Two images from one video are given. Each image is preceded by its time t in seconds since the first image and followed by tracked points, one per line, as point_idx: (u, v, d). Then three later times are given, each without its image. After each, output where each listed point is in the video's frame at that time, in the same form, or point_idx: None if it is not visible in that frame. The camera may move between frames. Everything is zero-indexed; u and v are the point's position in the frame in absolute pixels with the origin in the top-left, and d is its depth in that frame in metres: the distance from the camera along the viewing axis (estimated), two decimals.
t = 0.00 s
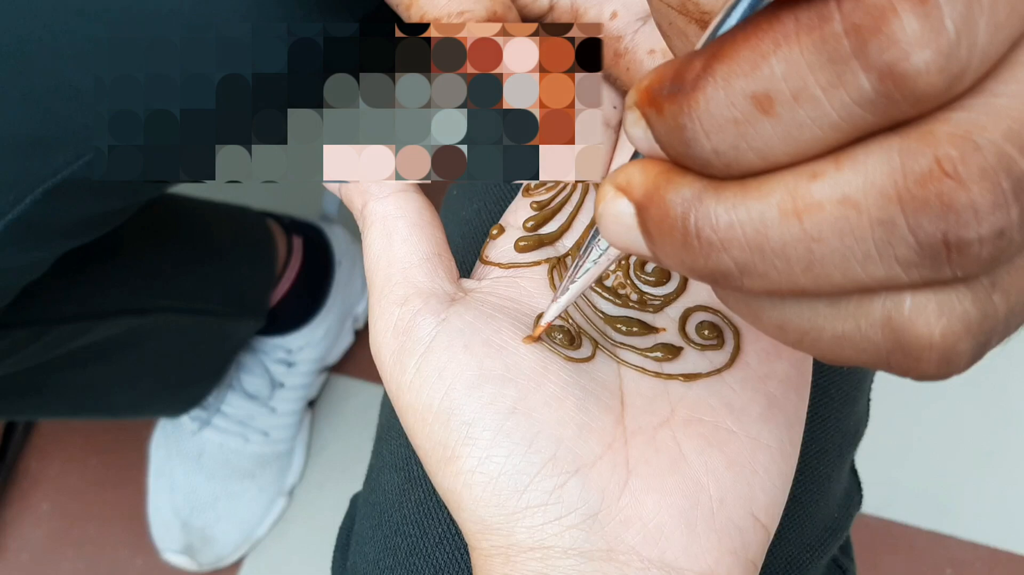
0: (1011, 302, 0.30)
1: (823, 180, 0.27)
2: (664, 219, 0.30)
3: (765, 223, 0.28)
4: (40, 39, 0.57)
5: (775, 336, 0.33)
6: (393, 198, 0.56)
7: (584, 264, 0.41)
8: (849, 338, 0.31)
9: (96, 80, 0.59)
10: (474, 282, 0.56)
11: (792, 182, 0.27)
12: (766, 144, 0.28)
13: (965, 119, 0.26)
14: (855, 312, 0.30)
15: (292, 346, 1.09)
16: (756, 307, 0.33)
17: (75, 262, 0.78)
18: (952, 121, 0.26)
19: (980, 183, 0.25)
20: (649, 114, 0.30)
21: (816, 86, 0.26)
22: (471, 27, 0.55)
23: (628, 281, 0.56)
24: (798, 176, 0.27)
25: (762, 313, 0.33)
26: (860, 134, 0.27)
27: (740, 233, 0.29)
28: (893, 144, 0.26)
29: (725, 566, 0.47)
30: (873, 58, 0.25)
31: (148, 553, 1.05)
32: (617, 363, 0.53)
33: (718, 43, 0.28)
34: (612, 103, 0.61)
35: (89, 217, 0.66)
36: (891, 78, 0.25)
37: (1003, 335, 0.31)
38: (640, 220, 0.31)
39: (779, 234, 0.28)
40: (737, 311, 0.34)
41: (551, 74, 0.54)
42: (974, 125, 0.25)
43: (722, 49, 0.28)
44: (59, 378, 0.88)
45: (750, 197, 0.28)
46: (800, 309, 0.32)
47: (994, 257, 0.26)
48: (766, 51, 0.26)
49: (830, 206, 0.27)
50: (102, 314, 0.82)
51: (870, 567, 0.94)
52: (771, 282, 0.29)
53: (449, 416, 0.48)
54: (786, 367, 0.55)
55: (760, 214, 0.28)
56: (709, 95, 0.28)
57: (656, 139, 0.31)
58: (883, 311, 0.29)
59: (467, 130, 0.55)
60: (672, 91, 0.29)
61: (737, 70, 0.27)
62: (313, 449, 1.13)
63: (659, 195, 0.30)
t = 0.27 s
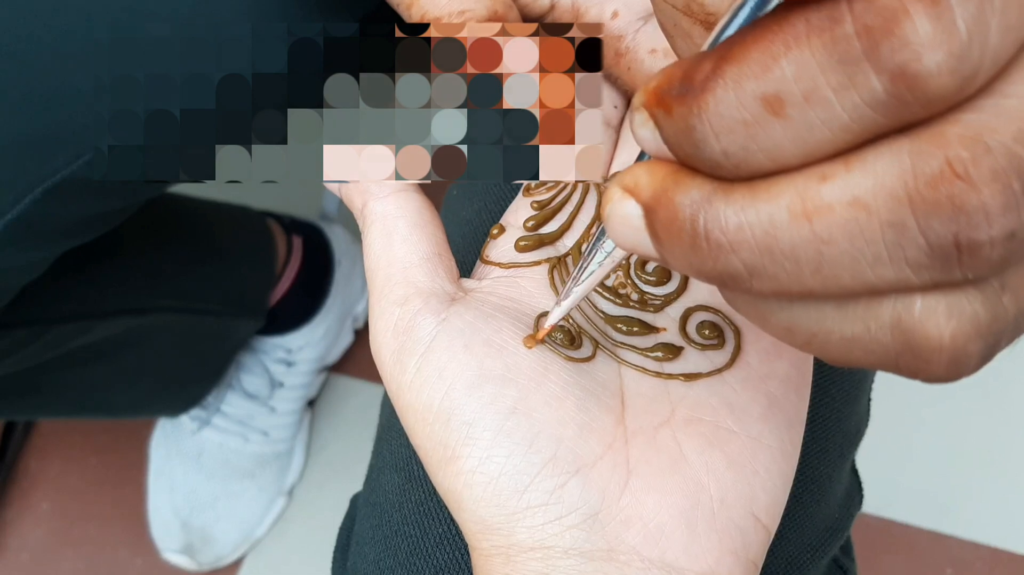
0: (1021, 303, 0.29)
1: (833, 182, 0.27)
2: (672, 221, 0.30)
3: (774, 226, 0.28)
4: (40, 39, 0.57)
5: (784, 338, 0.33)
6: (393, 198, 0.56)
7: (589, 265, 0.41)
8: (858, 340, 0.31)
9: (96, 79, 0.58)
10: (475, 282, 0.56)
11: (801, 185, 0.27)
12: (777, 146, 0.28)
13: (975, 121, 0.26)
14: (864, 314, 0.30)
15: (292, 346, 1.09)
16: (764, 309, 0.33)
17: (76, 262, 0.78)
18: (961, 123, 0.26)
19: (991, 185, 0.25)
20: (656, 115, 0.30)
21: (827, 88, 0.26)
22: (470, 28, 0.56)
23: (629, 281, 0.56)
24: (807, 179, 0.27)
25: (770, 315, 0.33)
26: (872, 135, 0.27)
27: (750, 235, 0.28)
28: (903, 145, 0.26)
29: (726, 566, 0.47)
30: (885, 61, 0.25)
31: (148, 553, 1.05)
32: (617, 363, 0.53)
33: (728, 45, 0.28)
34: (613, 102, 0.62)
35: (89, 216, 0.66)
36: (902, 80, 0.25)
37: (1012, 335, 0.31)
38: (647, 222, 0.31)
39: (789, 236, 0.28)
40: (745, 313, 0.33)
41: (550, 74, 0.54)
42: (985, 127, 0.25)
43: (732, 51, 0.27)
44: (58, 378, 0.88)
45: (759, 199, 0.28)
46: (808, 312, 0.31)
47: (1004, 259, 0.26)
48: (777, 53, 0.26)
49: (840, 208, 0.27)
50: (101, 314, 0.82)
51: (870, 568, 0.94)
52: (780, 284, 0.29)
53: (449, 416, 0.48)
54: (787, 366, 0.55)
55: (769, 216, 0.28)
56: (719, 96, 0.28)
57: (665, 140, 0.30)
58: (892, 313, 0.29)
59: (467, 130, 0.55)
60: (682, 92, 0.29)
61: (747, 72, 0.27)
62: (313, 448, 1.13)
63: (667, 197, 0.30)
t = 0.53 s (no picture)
0: None
1: (839, 191, 0.27)
2: (678, 229, 0.30)
3: (779, 234, 0.28)
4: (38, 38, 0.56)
5: (788, 345, 0.33)
6: (391, 199, 0.55)
7: (594, 270, 0.41)
8: (863, 349, 0.31)
9: (95, 80, 0.58)
10: (473, 284, 0.56)
11: (806, 194, 0.27)
12: (783, 155, 0.27)
13: (982, 130, 0.26)
14: (869, 321, 0.30)
15: (291, 346, 1.09)
16: (768, 316, 0.33)
17: (74, 262, 0.78)
18: (967, 133, 0.26)
19: (997, 196, 0.25)
20: (661, 123, 0.29)
21: (833, 98, 0.26)
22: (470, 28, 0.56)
23: (628, 282, 0.56)
24: (813, 187, 0.27)
25: (774, 322, 0.33)
26: (877, 144, 0.27)
27: (755, 244, 0.28)
28: (908, 154, 0.26)
29: (725, 567, 0.47)
30: (890, 71, 0.25)
31: (147, 552, 1.05)
32: (617, 364, 0.53)
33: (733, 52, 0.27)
34: (613, 102, 0.64)
35: (88, 216, 0.66)
36: (908, 90, 0.25)
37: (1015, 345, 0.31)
38: (652, 230, 0.30)
39: (794, 245, 0.28)
40: (749, 320, 0.34)
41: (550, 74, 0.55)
42: (990, 137, 0.25)
43: (736, 59, 0.27)
44: (58, 378, 0.88)
45: (765, 208, 0.28)
46: (813, 320, 0.31)
47: (1010, 268, 0.26)
48: (782, 63, 0.26)
49: (846, 217, 0.27)
50: (102, 312, 0.82)
51: (868, 567, 0.93)
52: (786, 292, 0.29)
53: (448, 417, 0.48)
54: (787, 367, 0.55)
55: (775, 225, 0.28)
56: (724, 106, 0.27)
57: (669, 148, 0.30)
58: (897, 321, 0.30)
59: (467, 130, 0.55)
60: (687, 100, 0.28)
61: (752, 81, 0.27)
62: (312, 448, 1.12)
63: (673, 205, 0.30)
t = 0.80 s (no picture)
0: None
1: (850, 196, 0.27)
2: (685, 233, 0.30)
3: (789, 239, 0.28)
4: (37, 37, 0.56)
5: (795, 350, 0.33)
6: (388, 197, 0.55)
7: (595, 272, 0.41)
8: (872, 353, 0.31)
9: (96, 79, 0.58)
10: (471, 282, 0.56)
11: (818, 199, 0.27)
12: (793, 161, 0.27)
13: (997, 135, 0.25)
14: (877, 327, 0.30)
15: (290, 345, 1.09)
16: (775, 321, 0.33)
17: (73, 260, 0.78)
18: (980, 138, 0.25)
19: (1011, 201, 0.24)
20: (669, 124, 0.29)
21: (845, 103, 0.25)
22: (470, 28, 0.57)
23: (626, 280, 0.56)
24: (823, 193, 0.27)
25: (781, 326, 0.33)
26: (888, 149, 0.26)
27: (764, 248, 0.28)
28: (921, 160, 0.26)
29: (723, 566, 0.47)
30: (905, 77, 0.24)
31: (146, 551, 1.05)
32: (615, 362, 0.53)
33: (743, 55, 0.27)
34: (612, 101, 0.64)
35: (86, 215, 0.66)
36: (923, 95, 0.24)
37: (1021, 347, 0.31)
38: (659, 233, 0.30)
39: (804, 249, 0.27)
40: (756, 325, 0.33)
41: (551, 74, 0.55)
42: (1003, 142, 0.25)
43: (747, 63, 0.27)
44: (58, 377, 0.88)
45: (774, 213, 0.28)
46: (822, 324, 0.31)
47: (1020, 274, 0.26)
48: (794, 66, 0.26)
49: (857, 222, 0.26)
50: (101, 311, 0.82)
51: (869, 568, 0.91)
52: (794, 297, 0.29)
53: (445, 416, 0.48)
54: (785, 366, 0.55)
55: (785, 229, 0.28)
56: (735, 109, 0.27)
57: (678, 150, 0.30)
58: (906, 327, 0.29)
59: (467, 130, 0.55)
60: (695, 103, 0.28)
61: (763, 85, 0.26)
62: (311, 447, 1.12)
63: (680, 209, 0.30)
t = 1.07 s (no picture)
0: None
1: (848, 193, 0.26)
2: (684, 232, 0.30)
3: (788, 237, 0.28)
4: (37, 35, 0.56)
5: (796, 349, 0.33)
6: (388, 196, 0.55)
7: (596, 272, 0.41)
8: (873, 351, 0.30)
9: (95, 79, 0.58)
10: (471, 282, 0.56)
11: (815, 197, 0.27)
12: (791, 158, 0.27)
13: (996, 130, 0.25)
14: (878, 324, 0.30)
15: (290, 344, 1.09)
16: (776, 320, 0.32)
17: (73, 259, 0.79)
18: (979, 133, 0.25)
19: (1008, 196, 0.24)
20: (667, 123, 0.29)
21: (842, 100, 0.25)
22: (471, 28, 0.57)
23: (626, 279, 0.56)
24: (821, 190, 0.27)
25: (782, 325, 0.33)
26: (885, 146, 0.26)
27: (762, 247, 0.28)
28: (919, 156, 0.26)
29: (723, 565, 0.47)
30: (901, 73, 0.24)
31: (146, 551, 1.05)
32: (615, 362, 0.53)
33: (740, 53, 0.27)
34: (611, 100, 0.64)
35: (84, 214, 0.66)
36: (920, 93, 0.24)
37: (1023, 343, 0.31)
38: (658, 233, 0.30)
39: (803, 248, 0.27)
40: (756, 323, 0.33)
41: (550, 74, 0.55)
42: (1000, 137, 0.25)
43: (745, 60, 0.27)
44: (57, 376, 0.88)
45: (773, 211, 0.28)
46: (822, 323, 0.31)
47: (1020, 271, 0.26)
48: (791, 65, 0.26)
49: (856, 220, 0.26)
50: (101, 311, 0.82)
51: (870, 566, 0.94)
52: (794, 296, 0.29)
53: (445, 416, 0.48)
54: (785, 365, 0.54)
55: (783, 227, 0.28)
56: (733, 108, 0.27)
57: (675, 149, 0.30)
58: (906, 325, 0.29)
59: (467, 130, 0.55)
60: (693, 102, 0.28)
61: (761, 84, 0.26)
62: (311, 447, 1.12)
63: (679, 208, 0.30)
